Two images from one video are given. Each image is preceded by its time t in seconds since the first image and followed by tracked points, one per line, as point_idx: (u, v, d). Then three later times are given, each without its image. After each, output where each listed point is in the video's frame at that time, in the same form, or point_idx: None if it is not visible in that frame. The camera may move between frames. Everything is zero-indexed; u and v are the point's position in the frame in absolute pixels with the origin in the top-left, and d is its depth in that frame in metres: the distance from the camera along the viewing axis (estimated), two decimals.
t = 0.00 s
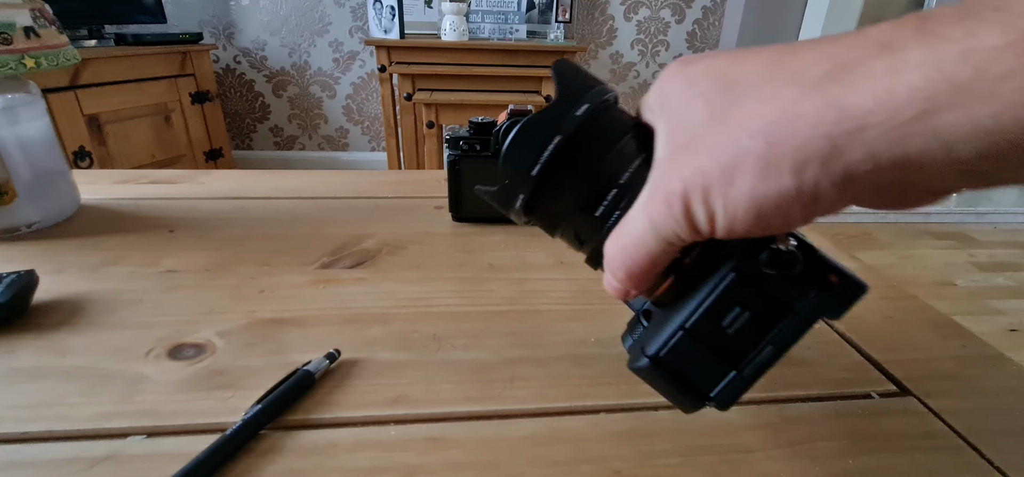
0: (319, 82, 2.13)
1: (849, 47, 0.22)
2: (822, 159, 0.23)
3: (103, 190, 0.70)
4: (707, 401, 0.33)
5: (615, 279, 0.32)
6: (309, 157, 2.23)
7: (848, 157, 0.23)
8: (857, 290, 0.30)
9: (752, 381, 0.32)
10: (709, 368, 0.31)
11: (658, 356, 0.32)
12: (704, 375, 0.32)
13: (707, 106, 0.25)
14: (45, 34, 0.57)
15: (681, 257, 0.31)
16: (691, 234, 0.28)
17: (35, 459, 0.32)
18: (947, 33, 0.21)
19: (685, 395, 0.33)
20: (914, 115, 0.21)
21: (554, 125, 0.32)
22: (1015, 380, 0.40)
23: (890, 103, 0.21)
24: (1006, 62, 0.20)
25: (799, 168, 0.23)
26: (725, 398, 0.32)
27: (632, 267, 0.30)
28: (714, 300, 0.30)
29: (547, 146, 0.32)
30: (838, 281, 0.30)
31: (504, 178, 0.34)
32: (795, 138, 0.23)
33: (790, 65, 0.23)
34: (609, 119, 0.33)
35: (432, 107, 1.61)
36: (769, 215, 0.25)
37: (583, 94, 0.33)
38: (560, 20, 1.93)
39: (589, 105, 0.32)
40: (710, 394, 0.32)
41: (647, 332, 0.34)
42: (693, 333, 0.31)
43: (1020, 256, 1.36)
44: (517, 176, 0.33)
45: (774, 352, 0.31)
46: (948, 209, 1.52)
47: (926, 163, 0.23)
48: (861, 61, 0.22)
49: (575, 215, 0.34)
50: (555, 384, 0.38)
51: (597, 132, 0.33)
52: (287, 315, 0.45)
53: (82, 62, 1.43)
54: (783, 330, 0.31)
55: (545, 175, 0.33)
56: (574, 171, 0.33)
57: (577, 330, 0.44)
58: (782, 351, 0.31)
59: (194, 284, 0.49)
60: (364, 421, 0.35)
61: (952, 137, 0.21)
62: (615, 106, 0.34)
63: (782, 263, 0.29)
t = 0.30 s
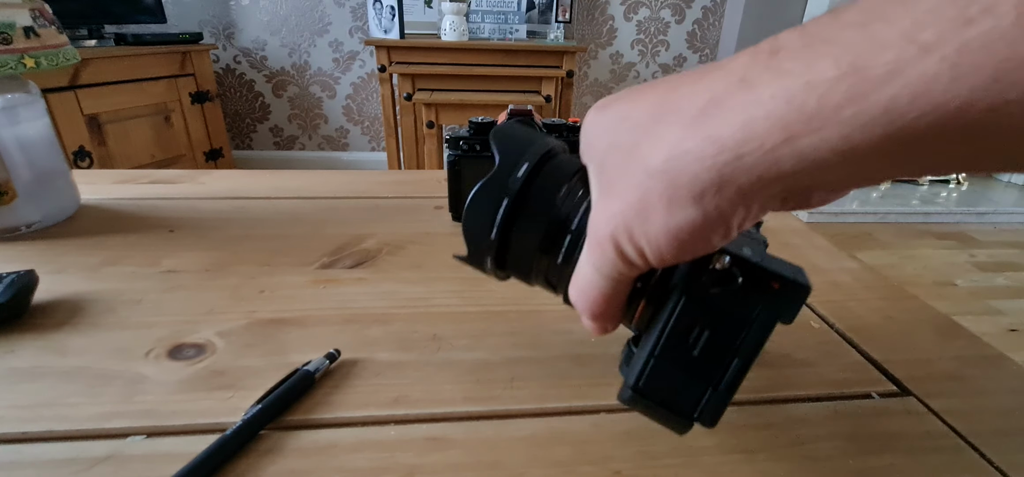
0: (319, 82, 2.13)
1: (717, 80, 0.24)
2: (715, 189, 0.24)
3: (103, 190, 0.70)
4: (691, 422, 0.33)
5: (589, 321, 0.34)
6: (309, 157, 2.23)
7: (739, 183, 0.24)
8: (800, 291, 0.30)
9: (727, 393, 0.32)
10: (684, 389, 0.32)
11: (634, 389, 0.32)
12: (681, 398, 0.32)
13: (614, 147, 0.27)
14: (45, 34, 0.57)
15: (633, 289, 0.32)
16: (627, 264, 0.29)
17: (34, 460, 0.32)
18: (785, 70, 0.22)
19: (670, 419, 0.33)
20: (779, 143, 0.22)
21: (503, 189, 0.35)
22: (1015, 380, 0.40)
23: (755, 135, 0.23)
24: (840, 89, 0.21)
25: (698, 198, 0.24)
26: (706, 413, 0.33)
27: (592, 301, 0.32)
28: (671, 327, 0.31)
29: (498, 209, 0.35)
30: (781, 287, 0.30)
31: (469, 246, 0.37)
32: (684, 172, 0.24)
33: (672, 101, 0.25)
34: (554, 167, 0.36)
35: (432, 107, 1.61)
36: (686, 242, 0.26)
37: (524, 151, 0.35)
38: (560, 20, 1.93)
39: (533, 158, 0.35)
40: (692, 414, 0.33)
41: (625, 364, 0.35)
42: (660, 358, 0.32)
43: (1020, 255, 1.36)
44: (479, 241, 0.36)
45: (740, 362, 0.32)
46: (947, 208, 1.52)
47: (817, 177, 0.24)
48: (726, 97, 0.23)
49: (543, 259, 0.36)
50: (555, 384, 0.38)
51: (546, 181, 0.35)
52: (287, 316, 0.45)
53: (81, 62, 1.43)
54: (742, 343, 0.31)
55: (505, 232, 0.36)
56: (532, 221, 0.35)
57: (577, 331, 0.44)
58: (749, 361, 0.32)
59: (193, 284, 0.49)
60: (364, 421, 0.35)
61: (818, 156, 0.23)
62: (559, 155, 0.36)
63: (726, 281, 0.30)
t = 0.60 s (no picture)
0: (319, 83, 2.13)
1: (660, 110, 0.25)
2: (667, 213, 0.25)
3: (103, 190, 0.70)
4: (674, 443, 0.32)
5: (571, 345, 0.36)
6: (309, 157, 2.23)
7: (690, 207, 0.25)
8: (756, 312, 0.29)
9: (707, 415, 0.31)
10: (661, 414, 0.32)
11: (614, 417, 0.33)
12: (660, 422, 0.32)
13: (574, 176, 0.28)
14: (45, 34, 0.57)
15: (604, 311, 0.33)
16: (597, 285, 0.30)
17: (34, 459, 0.32)
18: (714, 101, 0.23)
19: (654, 444, 0.33)
20: (721, 169, 0.23)
21: (473, 232, 0.38)
22: (1015, 380, 0.40)
23: (698, 163, 0.23)
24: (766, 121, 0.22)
25: (653, 222, 0.25)
26: (689, 437, 0.32)
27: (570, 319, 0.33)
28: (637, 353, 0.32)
29: (472, 251, 0.38)
30: (736, 311, 0.29)
31: (452, 284, 0.40)
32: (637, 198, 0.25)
33: (622, 131, 0.26)
34: (523, 200, 0.39)
35: (432, 107, 1.61)
36: (648, 262, 0.27)
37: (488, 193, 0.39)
38: (560, 20, 1.93)
39: (501, 193, 0.38)
40: (673, 436, 0.32)
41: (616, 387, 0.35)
42: (633, 385, 0.32)
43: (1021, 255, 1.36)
44: (458, 278, 0.39)
45: (712, 384, 0.31)
46: (947, 208, 1.52)
47: (764, 194, 0.24)
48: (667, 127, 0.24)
49: (523, 285, 0.38)
50: (554, 384, 0.38)
51: (516, 214, 0.39)
52: (287, 316, 0.45)
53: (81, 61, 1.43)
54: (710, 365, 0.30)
55: (480, 267, 0.39)
56: (507, 252, 0.38)
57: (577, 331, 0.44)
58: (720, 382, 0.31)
59: (193, 284, 0.49)
60: (364, 421, 0.35)
61: (759, 179, 0.23)
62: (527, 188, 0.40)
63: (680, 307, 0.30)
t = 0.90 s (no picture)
0: (319, 82, 2.13)
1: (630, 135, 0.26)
2: (636, 233, 0.26)
3: (103, 190, 0.70)
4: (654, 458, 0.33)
5: (557, 358, 0.36)
6: (309, 157, 2.23)
7: (656, 229, 0.25)
8: (703, 337, 0.28)
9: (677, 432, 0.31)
10: (636, 430, 0.33)
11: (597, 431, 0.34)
12: (636, 438, 0.33)
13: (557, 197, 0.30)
14: (45, 34, 0.57)
15: (582, 330, 0.35)
16: (575, 302, 0.31)
17: (34, 459, 0.32)
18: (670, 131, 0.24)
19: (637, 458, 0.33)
20: (681, 194, 0.24)
21: (463, 258, 0.42)
22: (1016, 380, 0.40)
23: (659, 190, 0.24)
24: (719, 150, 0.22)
25: (623, 241, 0.26)
26: (665, 452, 0.32)
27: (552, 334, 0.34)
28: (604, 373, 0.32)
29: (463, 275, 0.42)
30: (686, 336, 0.29)
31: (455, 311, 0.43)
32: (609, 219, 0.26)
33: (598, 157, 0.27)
34: (507, 224, 0.43)
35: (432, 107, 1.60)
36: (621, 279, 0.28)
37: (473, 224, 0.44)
38: (560, 20, 1.93)
39: (486, 219, 0.43)
40: (652, 452, 0.33)
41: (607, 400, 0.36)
42: (607, 402, 0.33)
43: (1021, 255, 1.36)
44: (458, 304, 0.42)
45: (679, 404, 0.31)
46: (947, 208, 1.52)
47: (728, 216, 0.25)
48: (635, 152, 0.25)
49: (512, 300, 0.41)
50: (555, 384, 0.38)
51: (501, 236, 0.43)
52: (287, 315, 0.45)
53: (81, 62, 1.43)
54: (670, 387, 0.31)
55: (473, 288, 0.42)
56: (496, 272, 0.42)
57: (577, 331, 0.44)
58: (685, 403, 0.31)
59: (193, 284, 0.49)
60: (364, 421, 0.35)
61: (717, 203, 0.23)
62: (510, 214, 0.44)
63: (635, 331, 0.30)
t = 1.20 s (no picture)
0: (319, 82, 2.13)
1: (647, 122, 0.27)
2: (652, 211, 0.26)
3: (102, 190, 0.69)
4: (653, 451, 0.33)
5: (542, 348, 0.36)
6: (309, 157, 2.23)
7: (672, 207, 0.26)
8: (685, 325, 0.28)
9: (672, 424, 0.31)
10: (631, 426, 0.33)
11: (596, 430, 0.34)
12: (633, 435, 0.33)
13: (568, 182, 0.30)
14: (45, 34, 0.57)
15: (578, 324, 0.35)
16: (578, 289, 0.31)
17: (34, 460, 0.32)
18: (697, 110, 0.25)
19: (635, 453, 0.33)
20: (700, 170, 0.24)
21: (454, 267, 0.42)
22: (1015, 380, 0.40)
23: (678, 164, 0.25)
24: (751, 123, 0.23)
25: (639, 219, 0.26)
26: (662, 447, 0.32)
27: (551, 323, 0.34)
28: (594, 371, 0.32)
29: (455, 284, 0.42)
30: (667, 329, 0.29)
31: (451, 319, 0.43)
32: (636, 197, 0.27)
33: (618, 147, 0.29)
34: (496, 229, 0.43)
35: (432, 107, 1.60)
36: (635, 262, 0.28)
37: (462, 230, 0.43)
38: (560, 20, 1.93)
39: (476, 226, 0.43)
40: (649, 446, 0.33)
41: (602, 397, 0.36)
42: (601, 400, 0.33)
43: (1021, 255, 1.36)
44: (452, 313, 0.42)
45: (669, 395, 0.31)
46: (947, 208, 1.52)
47: (741, 198, 0.25)
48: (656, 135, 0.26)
49: (504, 305, 0.41)
50: (554, 384, 0.38)
51: (490, 243, 0.43)
52: (287, 315, 0.45)
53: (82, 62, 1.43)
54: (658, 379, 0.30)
55: (465, 297, 0.41)
56: (489, 278, 0.42)
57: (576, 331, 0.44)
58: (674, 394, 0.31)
59: (193, 284, 0.49)
60: (364, 421, 0.35)
61: (735, 180, 0.24)
62: (499, 219, 0.44)
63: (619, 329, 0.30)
